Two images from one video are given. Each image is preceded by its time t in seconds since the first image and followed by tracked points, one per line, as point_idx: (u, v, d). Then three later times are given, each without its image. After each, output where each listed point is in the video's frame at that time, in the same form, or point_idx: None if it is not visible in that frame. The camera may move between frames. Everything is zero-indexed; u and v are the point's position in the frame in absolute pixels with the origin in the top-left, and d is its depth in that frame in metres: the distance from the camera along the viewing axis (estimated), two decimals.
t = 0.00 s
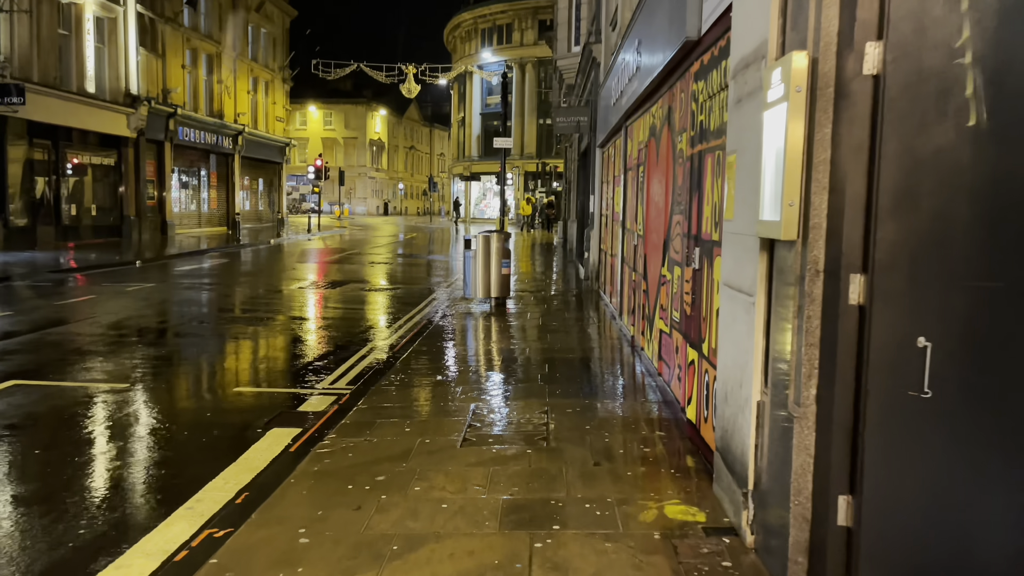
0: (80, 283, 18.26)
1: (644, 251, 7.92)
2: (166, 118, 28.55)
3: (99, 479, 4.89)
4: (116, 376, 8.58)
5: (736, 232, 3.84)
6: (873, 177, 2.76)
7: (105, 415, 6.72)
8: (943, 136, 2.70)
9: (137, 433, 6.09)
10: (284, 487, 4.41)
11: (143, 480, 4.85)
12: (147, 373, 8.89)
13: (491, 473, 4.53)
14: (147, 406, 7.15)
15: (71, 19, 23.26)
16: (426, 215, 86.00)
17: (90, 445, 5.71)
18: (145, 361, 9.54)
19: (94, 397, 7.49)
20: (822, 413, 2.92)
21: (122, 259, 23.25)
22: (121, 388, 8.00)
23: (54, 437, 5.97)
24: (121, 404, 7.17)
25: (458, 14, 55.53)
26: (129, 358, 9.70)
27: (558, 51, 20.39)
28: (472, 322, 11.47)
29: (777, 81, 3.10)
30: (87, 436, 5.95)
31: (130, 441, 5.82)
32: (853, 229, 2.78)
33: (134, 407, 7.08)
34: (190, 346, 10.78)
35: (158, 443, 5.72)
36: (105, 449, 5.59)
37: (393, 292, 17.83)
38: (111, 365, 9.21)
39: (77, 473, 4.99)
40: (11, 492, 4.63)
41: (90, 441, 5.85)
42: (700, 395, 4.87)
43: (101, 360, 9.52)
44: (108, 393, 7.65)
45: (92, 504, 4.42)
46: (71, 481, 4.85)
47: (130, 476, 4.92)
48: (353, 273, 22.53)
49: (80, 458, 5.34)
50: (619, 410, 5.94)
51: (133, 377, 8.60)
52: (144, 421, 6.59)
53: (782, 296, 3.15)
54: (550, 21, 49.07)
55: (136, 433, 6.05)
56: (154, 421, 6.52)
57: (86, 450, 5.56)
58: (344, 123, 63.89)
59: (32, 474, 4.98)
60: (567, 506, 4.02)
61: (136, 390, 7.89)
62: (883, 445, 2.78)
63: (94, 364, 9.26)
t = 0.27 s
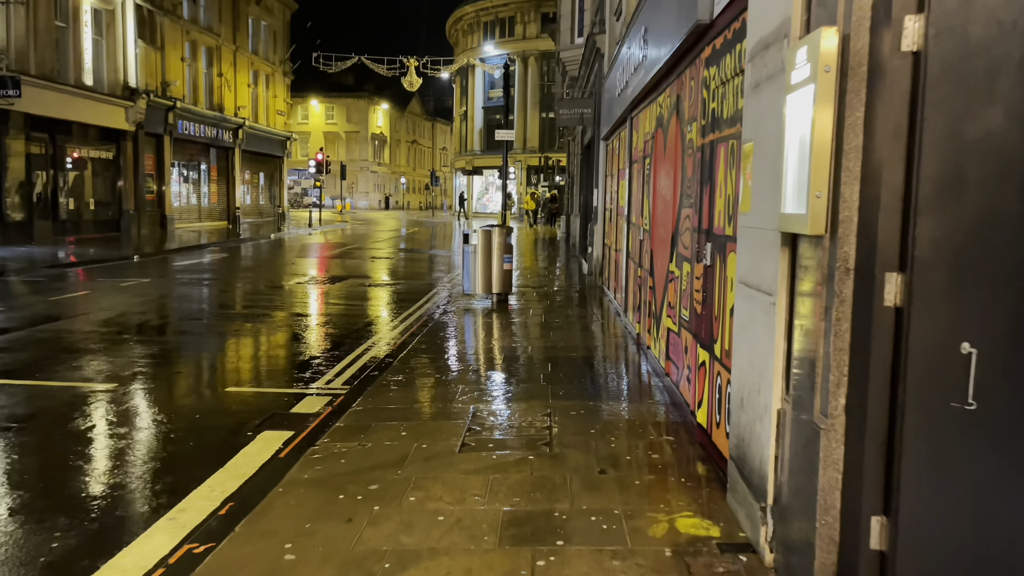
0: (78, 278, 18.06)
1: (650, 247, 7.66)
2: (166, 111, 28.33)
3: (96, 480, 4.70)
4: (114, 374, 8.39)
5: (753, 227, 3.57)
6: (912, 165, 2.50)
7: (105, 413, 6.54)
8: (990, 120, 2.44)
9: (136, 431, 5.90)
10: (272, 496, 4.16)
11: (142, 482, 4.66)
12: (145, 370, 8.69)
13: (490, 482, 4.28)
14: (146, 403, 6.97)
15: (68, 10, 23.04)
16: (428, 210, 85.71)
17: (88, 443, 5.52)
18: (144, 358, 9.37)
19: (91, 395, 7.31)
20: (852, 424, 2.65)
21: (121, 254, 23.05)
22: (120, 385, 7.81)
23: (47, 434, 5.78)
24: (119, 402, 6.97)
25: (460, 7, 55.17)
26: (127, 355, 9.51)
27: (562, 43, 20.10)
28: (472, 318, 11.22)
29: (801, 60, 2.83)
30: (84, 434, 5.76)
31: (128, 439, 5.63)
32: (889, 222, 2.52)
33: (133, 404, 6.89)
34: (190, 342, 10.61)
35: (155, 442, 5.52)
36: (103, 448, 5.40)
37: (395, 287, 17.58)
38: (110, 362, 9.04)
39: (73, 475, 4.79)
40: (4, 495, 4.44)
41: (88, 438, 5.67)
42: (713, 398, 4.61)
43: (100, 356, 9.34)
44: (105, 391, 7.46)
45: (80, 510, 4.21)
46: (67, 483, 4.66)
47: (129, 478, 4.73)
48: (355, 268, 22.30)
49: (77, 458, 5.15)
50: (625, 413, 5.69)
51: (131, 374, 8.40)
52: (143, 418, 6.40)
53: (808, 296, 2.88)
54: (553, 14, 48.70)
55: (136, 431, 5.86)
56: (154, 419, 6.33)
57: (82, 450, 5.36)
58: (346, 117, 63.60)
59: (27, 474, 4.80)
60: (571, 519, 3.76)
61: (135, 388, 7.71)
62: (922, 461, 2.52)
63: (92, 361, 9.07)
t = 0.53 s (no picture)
0: (74, 275, 17.83)
1: (655, 245, 7.42)
2: (163, 106, 28.07)
3: (94, 490, 4.51)
4: (111, 377, 8.16)
5: (773, 231, 3.32)
6: (961, 167, 2.25)
7: (103, 416, 6.35)
8: None
9: (135, 436, 5.71)
10: (259, 516, 3.92)
11: (141, 493, 4.47)
12: (142, 372, 8.45)
13: (489, 500, 4.03)
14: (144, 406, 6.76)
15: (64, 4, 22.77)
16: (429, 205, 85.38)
17: (85, 449, 5.32)
18: (142, 359, 9.13)
19: (86, 399, 7.08)
20: (890, 451, 2.41)
21: (118, 250, 22.81)
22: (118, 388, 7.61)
23: (39, 440, 5.56)
24: (117, 405, 6.77)
25: (461, 1, 54.78)
26: (124, 356, 9.28)
27: (564, 36, 19.81)
28: (472, 318, 10.99)
29: (832, 50, 2.58)
30: (79, 440, 5.56)
31: (127, 445, 5.44)
32: (936, 231, 2.28)
33: (131, 408, 6.68)
34: (189, 342, 10.35)
35: (153, 449, 5.32)
36: (100, 454, 5.20)
37: (395, 285, 17.31)
38: (106, 364, 8.80)
39: (67, 485, 4.60)
40: None
41: (85, 443, 5.47)
42: (726, 410, 4.36)
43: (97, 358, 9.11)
44: (101, 394, 7.25)
45: (65, 526, 3.99)
46: (61, 493, 4.46)
47: (126, 488, 4.53)
48: (355, 265, 22.03)
49: (73, 466, 4.96)
50: (631, 422, 5.44)
51: (128, 377, 8.18)
52: (142, 421, 6.21)
53: (839, 311, 2.63)
54: (554, 8, 48.32)
55: (135, 436, 5.67)
56: (153, 422, 6.13)
57: (77, 457, 5.17)
58: (346, 112, 63.27)
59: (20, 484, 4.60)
60: (577, 543, 3.51)
61: (133, 390, 7.50)
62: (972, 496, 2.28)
63: (89, 363, 8.84)
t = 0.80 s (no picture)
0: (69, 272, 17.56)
1: (665, 241, 7.14)
2: (161, 100, 27.79)
3: (89, 498, 4.29)
4: (107, 377, 7.91)
5: (805, 227, 3.03)
6: None
7: (100, 417, 6.13)
8: None
9: (131, 439, 5.48)
10: (246, 532, 3.65)
11: (136, 502, 4.25)
12: (137, 372, 8.19)
13: (492, 515, 3.75)
14: (141, 408, 6.52)
15: None
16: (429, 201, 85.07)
17: (78, 454, 5.10)
18: (139, 358, 8.87)
19: (79, 401, 6.83)
20: (950, 476, 2.13)
21: (115, 246, 22.55)
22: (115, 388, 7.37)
23: (27, 445, 5.31)
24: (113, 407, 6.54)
25: None
26: (120, 355, 9.01)
27: (566, 29, 19.51)
28: (472, 316, 10.72)
29: (880, 24, 2.30)
30: (71, 445, 5.32)
31: (123, 449, 5.21)
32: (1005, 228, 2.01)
33: (128, 408, 6.45)
34: (188, 340, 10.08)
35: (149, 455, 5.09)
36: (95, 460, 4.98)
37: (395, 282, 17.01)
38: (102, 364, 8.54)
39: (59, 494, 4.37)
40: None
41: (79, 448, 5.24)
42: (746, 419, 4.07)
43: (92, 357, 8.84)
44: (96, 395, 7.00)
45: (45, 543, 3.73)
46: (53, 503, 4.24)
47: (121, 498, 4.31)
48: (355, 262, 21.74)
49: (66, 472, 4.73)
50: (642, 429, 5.16)
51: (124, 376, 7.93)
52: (140, 423, 5.98)
53: (887, 316, 2.35)
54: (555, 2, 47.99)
55: (131, 439, 5.44)
56: (150, 424, 5.90)
57: (69, 463, 4.93)
58: (346, 107, 62.94)
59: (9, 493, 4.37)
60: (588, 566, 3.23)
61: (130, 391, 7.27)
62: None
63: (84, 362, 8.59)
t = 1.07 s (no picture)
0: (64, 271, 17.31)
1: (674, 243, 6.87)
2: (157, 97, 27.51)
3: (84, 514, 4.10)
4: (104, 381, 7.68)
5: (844, 234, 2.76)
6: None
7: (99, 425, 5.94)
8: None
9: (129, 448, 5.28)
10: (232, 560, 3.39)
11: (131, 519, 4.04)
12: (134, 376, 7.97)
13: (498, 542, 3.49)
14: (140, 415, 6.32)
15: None
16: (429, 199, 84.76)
17: (76, 465, 4.91)
18: (137, 361, 8.63)
19: (74, 408, 6.61)
20: None
21: (111, 245, 22.29)
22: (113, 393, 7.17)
23: (15, 457, 5.09)
24: (110, 414, 6.33)
25: None
26: (117, 358, 8.77)
27: (568, 25, 19.22)
28: (472, 319, 10.47)
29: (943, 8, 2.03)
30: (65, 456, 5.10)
31: (123, 459, 5.02)
32: None
33: (126, 416, 6.25)
34: (186, 342, 9.83)
35: (148, 465, 4.89)
36: (93, 471, 4.79)
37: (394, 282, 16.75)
38: (98, 367, 8.30)
39: (52, 509, 4.16)
40: None
41: (76, 458, 5.05)
42: (768, 438, 3.80)
43: (89, 361, 8.61)
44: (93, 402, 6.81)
45: (20, 568, 3.49)
46: (47, 519, 4.04)
47: (121, 513, 4.11)
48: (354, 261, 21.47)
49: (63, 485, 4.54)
50: (653, 443, 4.89)
51: (122, 381, 7.71)
52: (138, 430, 5.78)
53: (950, 337, 2.09)
54: None
55: (129, 449, 5.24)
56: (150, 431, 5.71)
57: (61, 476, 4.71)
58: (346, 104, 62.61)
59: (2, 508, 4.18)
60: None
61: (128, 396, 7.07)
62: None
63: (80, 366, 8.36)
